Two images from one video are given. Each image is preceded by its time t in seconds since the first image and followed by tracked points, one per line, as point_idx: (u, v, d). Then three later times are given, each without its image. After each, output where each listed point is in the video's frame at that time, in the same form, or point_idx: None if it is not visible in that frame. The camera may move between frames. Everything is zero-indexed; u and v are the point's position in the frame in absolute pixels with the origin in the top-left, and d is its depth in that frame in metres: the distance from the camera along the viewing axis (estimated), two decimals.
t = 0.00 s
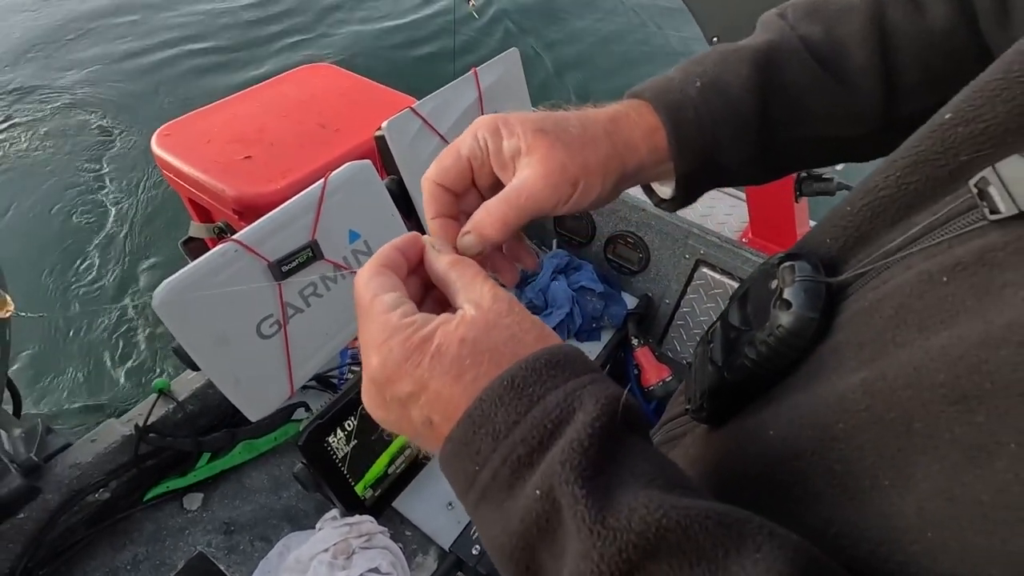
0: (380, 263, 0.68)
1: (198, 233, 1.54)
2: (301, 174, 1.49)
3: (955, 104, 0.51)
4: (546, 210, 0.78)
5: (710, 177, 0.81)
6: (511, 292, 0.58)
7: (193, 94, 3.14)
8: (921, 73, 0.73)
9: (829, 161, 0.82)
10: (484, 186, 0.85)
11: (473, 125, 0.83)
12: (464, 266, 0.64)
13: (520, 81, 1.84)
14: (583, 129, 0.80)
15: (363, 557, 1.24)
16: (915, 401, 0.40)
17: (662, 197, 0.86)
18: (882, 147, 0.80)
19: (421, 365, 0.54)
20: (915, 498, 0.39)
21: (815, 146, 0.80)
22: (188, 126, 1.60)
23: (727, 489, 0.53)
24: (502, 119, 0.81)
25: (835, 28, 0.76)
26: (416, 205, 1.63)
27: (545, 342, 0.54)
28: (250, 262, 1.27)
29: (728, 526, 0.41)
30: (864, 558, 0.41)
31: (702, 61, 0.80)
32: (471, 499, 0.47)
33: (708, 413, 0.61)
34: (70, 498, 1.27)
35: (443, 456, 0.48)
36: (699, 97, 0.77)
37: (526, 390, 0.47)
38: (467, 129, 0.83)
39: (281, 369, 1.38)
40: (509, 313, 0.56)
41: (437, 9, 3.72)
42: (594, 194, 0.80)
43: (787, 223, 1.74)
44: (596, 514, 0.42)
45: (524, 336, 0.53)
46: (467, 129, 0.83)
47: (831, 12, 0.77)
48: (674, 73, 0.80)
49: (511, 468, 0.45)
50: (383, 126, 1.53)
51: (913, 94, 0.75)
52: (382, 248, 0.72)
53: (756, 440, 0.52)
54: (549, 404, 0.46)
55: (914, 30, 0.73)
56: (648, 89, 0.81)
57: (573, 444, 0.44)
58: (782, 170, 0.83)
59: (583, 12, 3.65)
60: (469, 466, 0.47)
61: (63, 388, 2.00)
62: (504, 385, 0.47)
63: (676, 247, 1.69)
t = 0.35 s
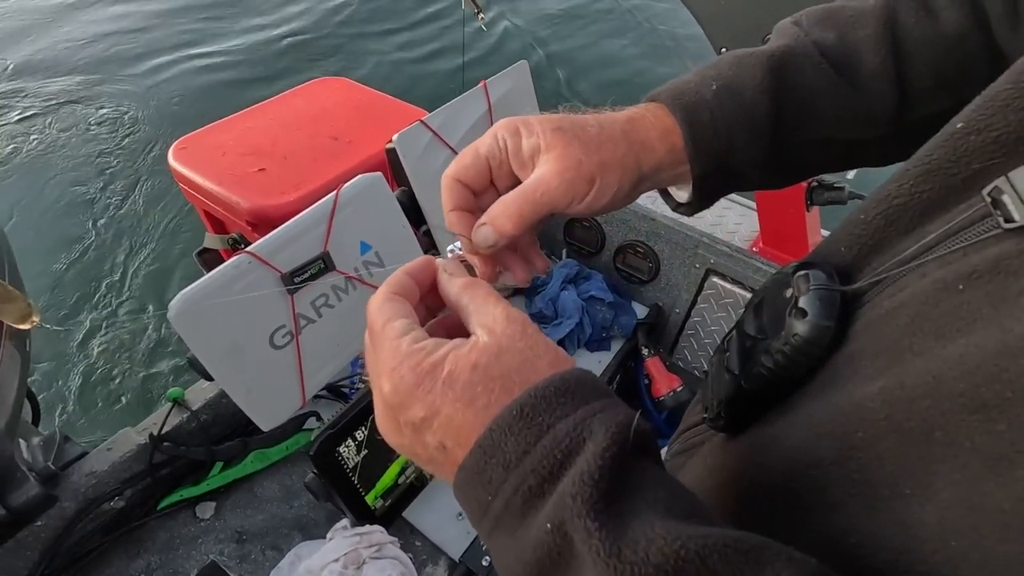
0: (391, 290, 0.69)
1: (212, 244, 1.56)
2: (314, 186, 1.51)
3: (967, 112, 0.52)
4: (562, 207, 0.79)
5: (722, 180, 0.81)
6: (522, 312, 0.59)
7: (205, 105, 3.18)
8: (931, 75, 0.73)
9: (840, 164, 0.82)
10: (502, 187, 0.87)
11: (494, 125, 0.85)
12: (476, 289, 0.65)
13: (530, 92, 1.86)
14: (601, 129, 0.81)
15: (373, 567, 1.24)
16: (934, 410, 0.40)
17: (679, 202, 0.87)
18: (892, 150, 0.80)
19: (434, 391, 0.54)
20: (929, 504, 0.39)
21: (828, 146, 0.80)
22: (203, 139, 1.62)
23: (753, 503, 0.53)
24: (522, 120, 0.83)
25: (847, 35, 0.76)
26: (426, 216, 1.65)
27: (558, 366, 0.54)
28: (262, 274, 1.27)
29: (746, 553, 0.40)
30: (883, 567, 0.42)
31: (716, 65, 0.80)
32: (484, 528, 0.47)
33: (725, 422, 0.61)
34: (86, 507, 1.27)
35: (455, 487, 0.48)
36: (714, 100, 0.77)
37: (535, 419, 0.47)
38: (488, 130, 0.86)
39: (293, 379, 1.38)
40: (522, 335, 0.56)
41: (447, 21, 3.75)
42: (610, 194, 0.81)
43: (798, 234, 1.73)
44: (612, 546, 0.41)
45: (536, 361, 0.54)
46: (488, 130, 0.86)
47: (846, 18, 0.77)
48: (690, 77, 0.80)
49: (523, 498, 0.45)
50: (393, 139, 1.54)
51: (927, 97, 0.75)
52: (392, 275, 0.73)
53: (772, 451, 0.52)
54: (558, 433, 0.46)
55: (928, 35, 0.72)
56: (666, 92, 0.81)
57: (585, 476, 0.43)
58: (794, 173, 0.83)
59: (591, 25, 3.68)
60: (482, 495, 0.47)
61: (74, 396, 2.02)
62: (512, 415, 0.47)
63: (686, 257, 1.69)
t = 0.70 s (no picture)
0: (409, 321, 0.71)
1: (227, 252, 1.58)
2: (326, 194, 1.52)
3: (980, 118, 0.52)
4: (557, 230, 0.77)
5: (717, 189, 0.77)
6: (537, 345, 0.59)
7: (215, 110, 3.19)
8: (929, 78, 0.69)
9: (840, 168, 0.79)
10: (493, 203, 0.85)
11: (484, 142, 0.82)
12: (494, 318, 0.66)
13: (538, 101, 1.87)
14: (594, 143, 0.78)
15: (383, 571, 1.25)
16: (954, 420, 0.40)
17: (674, 208, 0.84)
18: (889, 154, 0.77)
19: (441, 416, 0.55)
20: (955, 518, 0.39)
21: (824, 150, 0.76)
22: (219, 150, 1.64)
23: (769, 511, 0.54)
24: (513, 136, 0.80)
25: (842, 37, 0.72)
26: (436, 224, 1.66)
27: (568, 396, 0.54)
28: (275, 280, 1.29)
29: None
30: None
31: (710, 69, 0.76)
32: (496, 557, 0.47)
33: (739, 429, 0.62)
34: (102, 509, 1.29)
35: (465, 517, 0.48)
36: (709, 108, 0.73)
37: (541, 450, 0.47)
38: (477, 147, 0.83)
39: (305, 384, 1.40)
40: (531, 365, 0.56)
41: (455, 28, 3.77)
42: (606, 212, 0.79)
43: (807, 241, 1.73)
44: None
45: (545, 391, 0.54)
46: (479, 146, 0.83)
47: (840, 20, 0.73)
48: (679, 84, 0.76)
49: (530, 529, 0.45)
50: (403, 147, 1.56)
51: (926, 99, 0.71)
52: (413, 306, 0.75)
53: (790, 460, 0.53)
54: (564, 464, 0.46)
55: (925, 37, 0.68)
56: (658, 98, 0.77)
57: (592, 509, 0.43)
58: (790, 179, 0.79)
59: (598, 33, 3.70)
60: (491, 525, 0.47)
61: (86, 396, 2.03)
62: (518, 446, 0.47)
63: (694, 264, 1.69)
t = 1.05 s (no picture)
0: (414, 341, 0.72)
1: (237, 256, 1.59)
2: (336, 199, 1.53)
3: (997, 124, 0.52)
4: (565, 256, 0.78)
5: (725, 203, 0.77)
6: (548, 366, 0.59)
7: (225, 113, 3.21)
8: (940, 84, 0.69)
9: (847, 174, 0.79)
10: (499, 225, 0.85)
11: (485, 165, 0.81)
12: (502, 339, 0.66)
13: (546, 104, 1.88)
14: (600, 167, 0.77)
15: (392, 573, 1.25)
16: (978, 440, 0.41)
17: (680, 222, 0.83)
18: (896, 159, 0.77)
19: (447, 439, 0.56)
20: (980, 539, 0.40)
21: (834, 159, 0.76)
22: (230, 155, 1.65)
23: (783, 524, 0.55)
24: (516, 161, 0.79)
25: (849, 46, 0.71)
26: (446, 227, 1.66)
27: (577, 420, 0.54)
28: (287, 282, 1.30)
29: None
30: None
31: (713, 85, 0.75)
32: None
33: (749, 440, 0.63)
34: (115, 509, 1.31)
35: (472, 542, 0.49)
36: (715, 126, 0.73)
37: (548, 478, 0.47)
38: (478, 170, 0.82)
39: (316, 390, 1.41)
40: (541, 387, 0.57)
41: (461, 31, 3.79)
42: (614, 235, 0.79)
43: (817, 244, 1.73)
44: None
45: (554, 415, 0.54)
46: (480, 169, 0.82)
47: (846, 29, 0.72)
48: (682, 99, 0.76)
49: (537, 560, 0.45)
50: (413, 152, 1.57)
51: (935, 104, 0.71)
52: (420, 326, 0.76)
53: (805, 471, 0.53)
54: (571, 493, 0.46)
55: (934, 44, 0.68)
56: (661, 116, 0.76)
57: (602, 543, 0.44)
58: (799, 187, 0.80)
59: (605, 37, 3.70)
60: (498, 553, 0.47)
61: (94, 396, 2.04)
62: (525, 473, 0.48)
63: (701, 267, 1.70)
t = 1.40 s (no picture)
0: (425, 355, 0.72)
1: (247, 257, 1.59)
2: (345, 200, 1.54)
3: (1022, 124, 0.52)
4: (582, 267, 0.76)
5: (741, 211, 0.76)
6: (564, 379, 0.59)
7: (233, 113, 3.22)
8: (965, 83, 0.69)
9: (868, 177, 0.77)
10: (513, 237, 0.84)
11: (500, 176, 0.80)
12: (515, 350, 0.66)
13: (555, 105, 1.87)
14: (616, 175, 0.76)
15: None
16: (1011, 458, 0.40)
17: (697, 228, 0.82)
18: (916, 160, 0.76)
19: (461, 456, 0.56)
20: (1012, 561, 0.38)
21: (850, 163, 0.76)
22: (240, 157, 1.66)
23: (800, 540, 0.54)
24: (531, 171, 0.78)
25: (867, 47, 0.71)
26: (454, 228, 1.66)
27: (593, 436, 0.54)
28: (297, 282, 1.30)
29: None
30: None
31: (727, 91, 0.75)
32: None
33: (762, 449, 0.63)
34: (124, 508, 1.32)
35: (487, 561, 0.49)
36: (733, 132, 0.72)
37: (565, 497, 0.47)
38: (493, 181, 0.81)
39: (325, 393, 1.41)
40: (556, 401, 0.56)
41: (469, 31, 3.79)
42: (632, 245, 0.77)
43: (828, 245, 1.72)
44: None
45: (570, 430, 0.54)
46: (494, 180, 0.81)
47: (864, 29, 0.71)
48: (697, 104, 0.75)
49: None
50: (422, 152, 1.57)
51: (957, 104, 0.70)
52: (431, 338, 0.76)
53: (824, 487, 0.53)
54: (589, 512, 0.46)
55: (956, 42, 0.68)
56: (677, 123, 0.75)
57: (622, 563, 0.44)
58: (817, 192, 0.79)
59: (614, 37, 3.69)
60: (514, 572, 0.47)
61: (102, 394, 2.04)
62: (541, 491, 0.48)
63: (710, 269, 1.70)
